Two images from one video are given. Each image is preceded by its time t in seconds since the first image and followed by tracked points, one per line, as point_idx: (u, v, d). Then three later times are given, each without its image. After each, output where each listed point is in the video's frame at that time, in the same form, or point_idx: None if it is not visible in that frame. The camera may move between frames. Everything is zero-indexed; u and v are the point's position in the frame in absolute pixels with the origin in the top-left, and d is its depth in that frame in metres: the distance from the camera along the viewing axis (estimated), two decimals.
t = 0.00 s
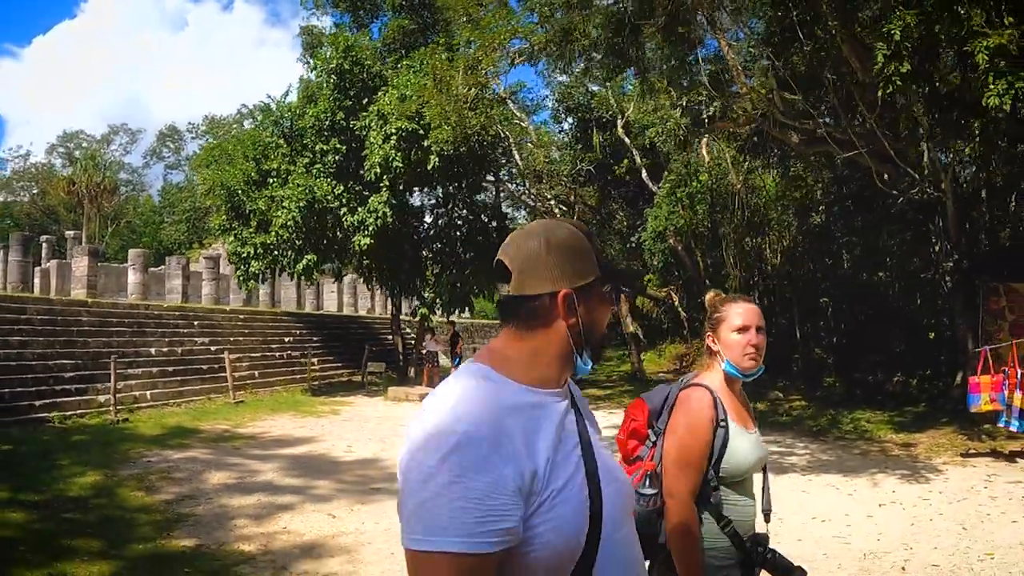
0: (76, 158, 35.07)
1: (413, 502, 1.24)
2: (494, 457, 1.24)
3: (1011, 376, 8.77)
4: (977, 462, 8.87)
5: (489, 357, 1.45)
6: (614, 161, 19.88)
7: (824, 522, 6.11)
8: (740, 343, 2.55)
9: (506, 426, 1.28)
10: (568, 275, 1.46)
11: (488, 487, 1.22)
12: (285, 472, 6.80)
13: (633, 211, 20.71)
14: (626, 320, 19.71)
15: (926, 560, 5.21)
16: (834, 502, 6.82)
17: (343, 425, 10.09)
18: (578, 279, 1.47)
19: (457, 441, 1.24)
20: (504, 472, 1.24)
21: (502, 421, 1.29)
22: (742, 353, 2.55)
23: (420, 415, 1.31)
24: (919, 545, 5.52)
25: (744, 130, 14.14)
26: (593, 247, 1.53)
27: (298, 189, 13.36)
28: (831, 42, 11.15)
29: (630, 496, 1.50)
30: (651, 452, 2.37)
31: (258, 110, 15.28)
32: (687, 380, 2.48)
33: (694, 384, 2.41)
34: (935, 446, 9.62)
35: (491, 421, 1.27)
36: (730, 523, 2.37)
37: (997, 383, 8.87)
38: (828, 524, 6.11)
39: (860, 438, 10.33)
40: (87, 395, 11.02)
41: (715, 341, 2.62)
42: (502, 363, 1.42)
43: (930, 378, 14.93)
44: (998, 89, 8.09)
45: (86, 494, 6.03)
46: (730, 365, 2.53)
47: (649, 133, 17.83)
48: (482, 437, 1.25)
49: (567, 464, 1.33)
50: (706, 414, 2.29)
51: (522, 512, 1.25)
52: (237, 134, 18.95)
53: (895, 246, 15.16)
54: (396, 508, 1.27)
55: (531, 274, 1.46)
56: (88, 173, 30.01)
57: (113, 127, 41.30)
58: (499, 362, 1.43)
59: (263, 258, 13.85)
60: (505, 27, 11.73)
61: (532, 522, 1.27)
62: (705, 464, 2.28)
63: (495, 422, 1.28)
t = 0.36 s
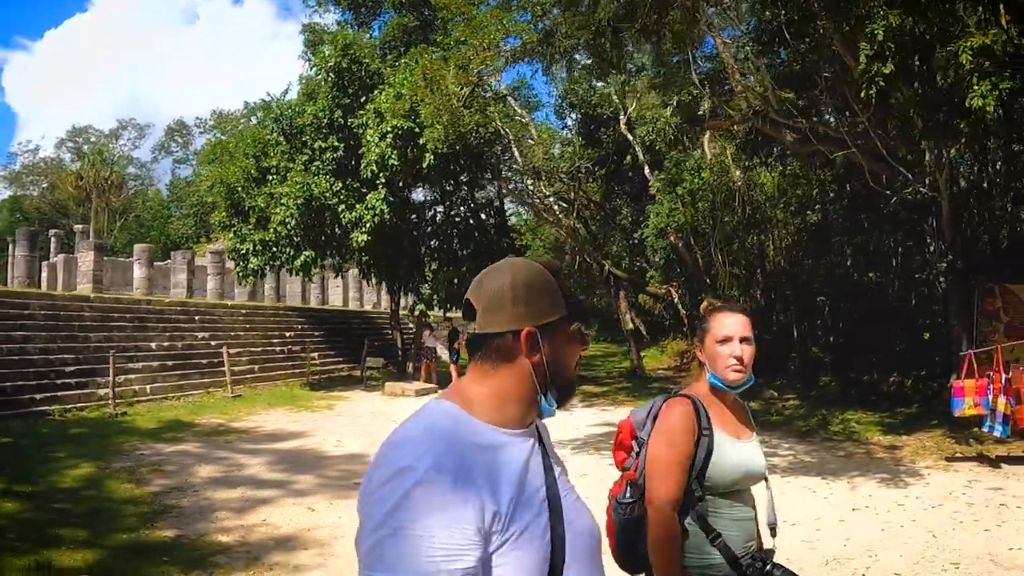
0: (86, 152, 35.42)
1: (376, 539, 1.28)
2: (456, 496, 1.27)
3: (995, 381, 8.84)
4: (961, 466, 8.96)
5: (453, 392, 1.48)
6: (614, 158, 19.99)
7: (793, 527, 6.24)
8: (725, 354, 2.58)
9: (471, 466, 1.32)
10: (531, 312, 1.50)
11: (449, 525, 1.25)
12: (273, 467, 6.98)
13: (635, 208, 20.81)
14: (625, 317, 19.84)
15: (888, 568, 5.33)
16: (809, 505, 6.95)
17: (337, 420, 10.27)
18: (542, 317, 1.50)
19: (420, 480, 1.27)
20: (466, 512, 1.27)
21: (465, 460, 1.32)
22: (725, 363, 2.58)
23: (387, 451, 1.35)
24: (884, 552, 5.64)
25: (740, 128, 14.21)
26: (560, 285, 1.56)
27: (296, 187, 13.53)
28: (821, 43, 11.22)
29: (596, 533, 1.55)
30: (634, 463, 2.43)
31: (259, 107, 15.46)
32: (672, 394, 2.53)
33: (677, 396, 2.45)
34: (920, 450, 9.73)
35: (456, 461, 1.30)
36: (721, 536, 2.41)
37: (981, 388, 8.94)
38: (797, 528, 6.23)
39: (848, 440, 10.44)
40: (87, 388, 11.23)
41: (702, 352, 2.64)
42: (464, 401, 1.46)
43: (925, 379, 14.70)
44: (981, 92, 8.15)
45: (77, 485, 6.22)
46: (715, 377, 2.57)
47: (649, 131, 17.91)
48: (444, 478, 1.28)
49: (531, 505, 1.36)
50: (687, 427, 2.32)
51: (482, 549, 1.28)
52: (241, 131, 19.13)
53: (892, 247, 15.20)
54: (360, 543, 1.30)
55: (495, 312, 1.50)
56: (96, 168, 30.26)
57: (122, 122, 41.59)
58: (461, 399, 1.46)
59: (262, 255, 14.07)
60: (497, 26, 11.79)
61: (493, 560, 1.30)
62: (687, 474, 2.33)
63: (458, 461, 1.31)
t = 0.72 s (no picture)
0: (92, 139, 35.61)
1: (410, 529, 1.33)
2: (486, 487, 1.32)
3: (981, 386, 8.93)
4: (945, 469, 9.07)
5: (492, 388, 1.57)
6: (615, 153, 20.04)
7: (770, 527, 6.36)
8: (738, 364, 2.53)
9: (499, 460, 1.37)
10: (559, 303, 1.59)
11: (476, 514, 1.29)
12: (263, 455, 7.13)
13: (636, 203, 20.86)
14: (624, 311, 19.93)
15: (856, 569, 5.44)
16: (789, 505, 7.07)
17: (332, 410, 10.43)
18: (569, 308, 1.58)
19: (450, 470, 1.33)
20: (492, 501, 1.32)
21: (495, 454, 1.37)
22: (736, 373, 2.52)
23: (421, 445, 1.41)
24: (855, 554, 5.76)
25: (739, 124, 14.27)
26: (591, 278, 1.64)
27: (295, 178, 13.65)
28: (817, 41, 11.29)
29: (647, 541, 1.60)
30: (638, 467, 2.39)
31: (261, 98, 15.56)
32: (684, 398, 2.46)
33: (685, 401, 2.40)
34: (906, 452, 9.84)
35: (485, 454, 1.36)
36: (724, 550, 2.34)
37: (966, 391, 9.05)
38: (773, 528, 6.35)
39: (836, 439, 10.56)
40: (87, 375, 11.39)
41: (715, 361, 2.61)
42: (500, 391, 1.55)
43: (918, 378, 14.63)
44: (971, 93, 8.23)
45: (71, 470, 6.36)
46: (726, 385, 2.51)
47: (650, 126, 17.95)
48: (476, 468, 1.34)
49: (562, 501, 1.40)
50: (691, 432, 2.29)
51: (510, 542, 1.32)
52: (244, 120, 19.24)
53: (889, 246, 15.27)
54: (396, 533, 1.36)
55: (528, 305, 1.60)
56: (101, 156, 30.38)
57: (128, 110, 41.72)
58: (498, 390, 1.55)
59: (261, 245, 14.25)
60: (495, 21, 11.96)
61: (522, 554, 1.33)
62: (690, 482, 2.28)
63: (486, 456, 1.36)
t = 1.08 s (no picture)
0: (89, 131, 35.82)
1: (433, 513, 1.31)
2: (512, 471, 1.32)
3: (955, 378, 9.04)
4: (918, 461, 9.30)
5: (510, 367, 1.59)
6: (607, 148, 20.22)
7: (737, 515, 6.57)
8: (745, 353, 2.74)
9: (520, 442, 1.36)
10: (574, 280, 1.58)
11: (505, 499, 1.28)
12: (251, 439, 7.35)
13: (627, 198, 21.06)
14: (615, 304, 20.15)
15: (817, 554, 5.65)
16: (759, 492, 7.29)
17: (322, 398, 10.66)
18: (582, 284, 1.57)
19: (475, 455, 1.31)
20: (518, 485, 1.31)
21: (516, 438, 1.36)
22: (743, 360, 2.74)
23: (437, 429, 1.39)
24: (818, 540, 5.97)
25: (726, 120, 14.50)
26: (603, 252, 1.63)
27: (288, 170, 13.87)
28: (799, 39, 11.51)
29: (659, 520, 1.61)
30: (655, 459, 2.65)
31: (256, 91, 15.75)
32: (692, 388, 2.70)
33: (690, 391, 2.64)
34: (882, 445, 10.08)
35: (506, 437, 1.35)
36: (740, 532, 2.50)
37: (939, 383, 9.14)
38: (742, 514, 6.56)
39: (815, 431, 10.80)
40: (81, 363, 11.61)
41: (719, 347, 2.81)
42: (516, 373, 1.55)
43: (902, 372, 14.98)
44: (942, 91, 8.49)
45: (64, 452, 6.58)
46: (733, 371, 2.73)
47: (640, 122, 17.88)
48: (498, 454, 1.33)
49: (583, 483, 1.40)
50: (696, 419, 2.52)
51: (537, 525, 1.32)
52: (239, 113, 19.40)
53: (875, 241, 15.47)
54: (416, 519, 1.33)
55: (542, 283, 1.60)
56: (98, 149, 30.52)
57: (126, 103, 41.84)
58: (513, 373, 1.56)
59: (255, 237, 14.52)
60: (484, 15, 12.39)
61: (546, 536, 1.34)
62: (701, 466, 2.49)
63: (506, 441, 1.35)
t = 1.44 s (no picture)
0: (85, 120, 35.96)
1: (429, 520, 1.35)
2: (507, 479, 1.34)
3: (924, 374, 9.24)
4: (888, 454, 9.57)
5: (500, 363, 1.59)
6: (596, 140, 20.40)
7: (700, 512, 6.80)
8: (750, 352, 2.77)
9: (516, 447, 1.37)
10: (568, 278, 1.59)
11: (501, 509, 1.31)
12: (236, 427, 7.61)
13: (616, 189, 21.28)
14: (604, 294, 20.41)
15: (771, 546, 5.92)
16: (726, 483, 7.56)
17: (310, 387, 10.92)
18: (580, 283, 1.59)
19: (468, 465, 1.33)
20: (514, 494, 1.33)
21: (512, 442, 1.37)
22: (748, 361, 2.76)
23: (432, 434, 1.40)
24: (776, 532, 6.22)
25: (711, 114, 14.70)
26: (594, 251, 1.65)
27: (278, 163, 14.07)
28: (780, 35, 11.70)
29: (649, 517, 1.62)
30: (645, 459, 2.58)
31: (247, 84, 15.93)
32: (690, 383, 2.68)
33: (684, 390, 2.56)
34: (855, 437, 10.34)
35: (502, 443, 1.36)
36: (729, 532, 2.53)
37: (910, 378, 9.33)
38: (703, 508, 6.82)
39: (790, 423, 11.08)
40: (75, 353, 11.84)
41: (721, 343, 2.82)
42: (511, 370, 1.56)
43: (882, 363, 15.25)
44: (912, 90, 8.73)
45: (55, 439, 6.82)
46: (735, 370, 2.76)
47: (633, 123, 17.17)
48: (496, 461, 1.34)
49: (578, 484, 1.41)
50: (693, 420, 2.44)
51: (534, 530, 1.35)
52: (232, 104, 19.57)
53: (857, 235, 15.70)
54: (412, 525, 1.37)
55: (538, 280, 1.60)
56: (94, 139, 30.66)
57: (121, 92, 41.90)
58: (508, 370, 1.56)
59: (245, 227, 14.76)
60: (468, 10, 12.05)
61: (544, 541, 1.37)
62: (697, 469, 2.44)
63: (502, 446, 1.36)
